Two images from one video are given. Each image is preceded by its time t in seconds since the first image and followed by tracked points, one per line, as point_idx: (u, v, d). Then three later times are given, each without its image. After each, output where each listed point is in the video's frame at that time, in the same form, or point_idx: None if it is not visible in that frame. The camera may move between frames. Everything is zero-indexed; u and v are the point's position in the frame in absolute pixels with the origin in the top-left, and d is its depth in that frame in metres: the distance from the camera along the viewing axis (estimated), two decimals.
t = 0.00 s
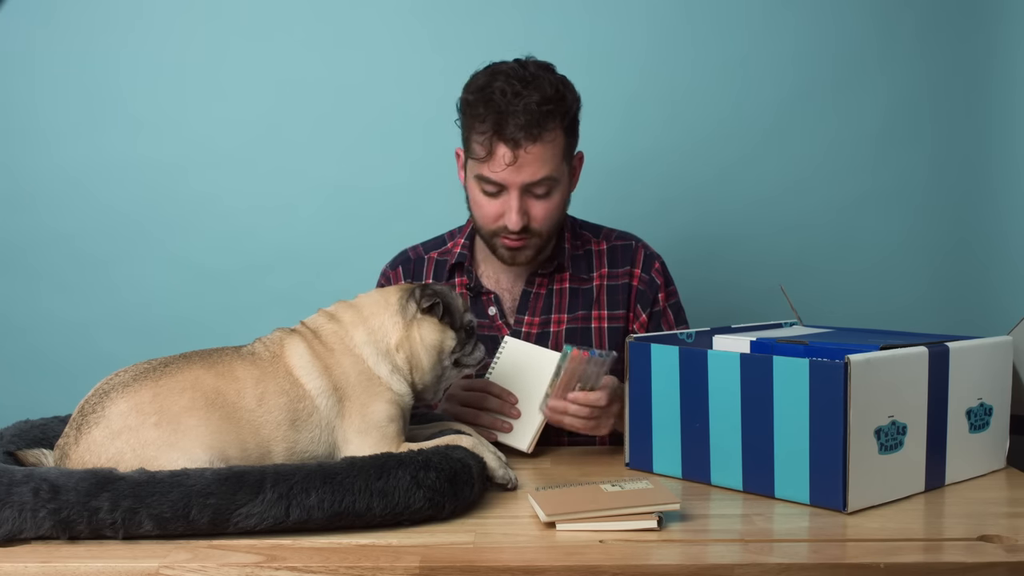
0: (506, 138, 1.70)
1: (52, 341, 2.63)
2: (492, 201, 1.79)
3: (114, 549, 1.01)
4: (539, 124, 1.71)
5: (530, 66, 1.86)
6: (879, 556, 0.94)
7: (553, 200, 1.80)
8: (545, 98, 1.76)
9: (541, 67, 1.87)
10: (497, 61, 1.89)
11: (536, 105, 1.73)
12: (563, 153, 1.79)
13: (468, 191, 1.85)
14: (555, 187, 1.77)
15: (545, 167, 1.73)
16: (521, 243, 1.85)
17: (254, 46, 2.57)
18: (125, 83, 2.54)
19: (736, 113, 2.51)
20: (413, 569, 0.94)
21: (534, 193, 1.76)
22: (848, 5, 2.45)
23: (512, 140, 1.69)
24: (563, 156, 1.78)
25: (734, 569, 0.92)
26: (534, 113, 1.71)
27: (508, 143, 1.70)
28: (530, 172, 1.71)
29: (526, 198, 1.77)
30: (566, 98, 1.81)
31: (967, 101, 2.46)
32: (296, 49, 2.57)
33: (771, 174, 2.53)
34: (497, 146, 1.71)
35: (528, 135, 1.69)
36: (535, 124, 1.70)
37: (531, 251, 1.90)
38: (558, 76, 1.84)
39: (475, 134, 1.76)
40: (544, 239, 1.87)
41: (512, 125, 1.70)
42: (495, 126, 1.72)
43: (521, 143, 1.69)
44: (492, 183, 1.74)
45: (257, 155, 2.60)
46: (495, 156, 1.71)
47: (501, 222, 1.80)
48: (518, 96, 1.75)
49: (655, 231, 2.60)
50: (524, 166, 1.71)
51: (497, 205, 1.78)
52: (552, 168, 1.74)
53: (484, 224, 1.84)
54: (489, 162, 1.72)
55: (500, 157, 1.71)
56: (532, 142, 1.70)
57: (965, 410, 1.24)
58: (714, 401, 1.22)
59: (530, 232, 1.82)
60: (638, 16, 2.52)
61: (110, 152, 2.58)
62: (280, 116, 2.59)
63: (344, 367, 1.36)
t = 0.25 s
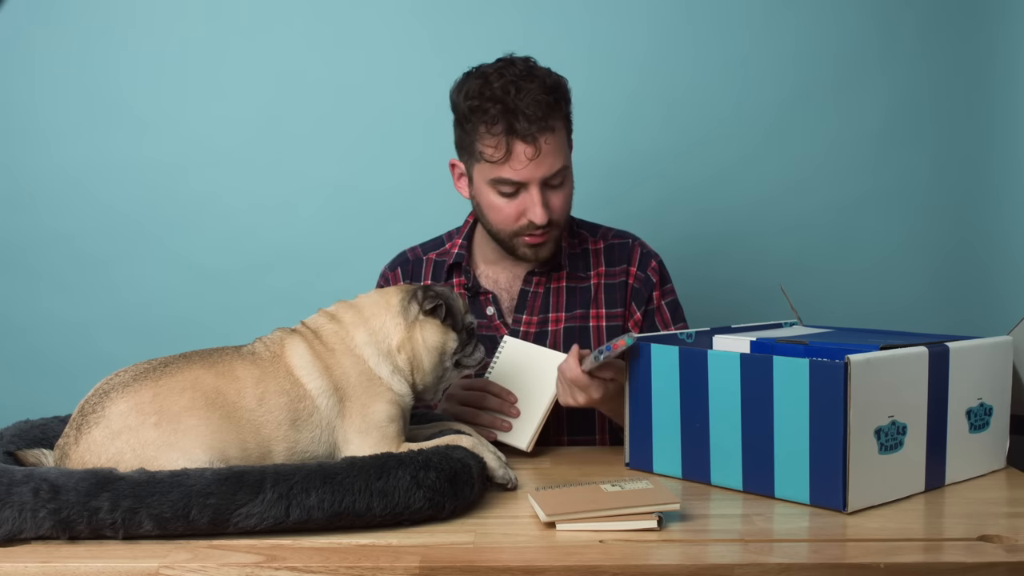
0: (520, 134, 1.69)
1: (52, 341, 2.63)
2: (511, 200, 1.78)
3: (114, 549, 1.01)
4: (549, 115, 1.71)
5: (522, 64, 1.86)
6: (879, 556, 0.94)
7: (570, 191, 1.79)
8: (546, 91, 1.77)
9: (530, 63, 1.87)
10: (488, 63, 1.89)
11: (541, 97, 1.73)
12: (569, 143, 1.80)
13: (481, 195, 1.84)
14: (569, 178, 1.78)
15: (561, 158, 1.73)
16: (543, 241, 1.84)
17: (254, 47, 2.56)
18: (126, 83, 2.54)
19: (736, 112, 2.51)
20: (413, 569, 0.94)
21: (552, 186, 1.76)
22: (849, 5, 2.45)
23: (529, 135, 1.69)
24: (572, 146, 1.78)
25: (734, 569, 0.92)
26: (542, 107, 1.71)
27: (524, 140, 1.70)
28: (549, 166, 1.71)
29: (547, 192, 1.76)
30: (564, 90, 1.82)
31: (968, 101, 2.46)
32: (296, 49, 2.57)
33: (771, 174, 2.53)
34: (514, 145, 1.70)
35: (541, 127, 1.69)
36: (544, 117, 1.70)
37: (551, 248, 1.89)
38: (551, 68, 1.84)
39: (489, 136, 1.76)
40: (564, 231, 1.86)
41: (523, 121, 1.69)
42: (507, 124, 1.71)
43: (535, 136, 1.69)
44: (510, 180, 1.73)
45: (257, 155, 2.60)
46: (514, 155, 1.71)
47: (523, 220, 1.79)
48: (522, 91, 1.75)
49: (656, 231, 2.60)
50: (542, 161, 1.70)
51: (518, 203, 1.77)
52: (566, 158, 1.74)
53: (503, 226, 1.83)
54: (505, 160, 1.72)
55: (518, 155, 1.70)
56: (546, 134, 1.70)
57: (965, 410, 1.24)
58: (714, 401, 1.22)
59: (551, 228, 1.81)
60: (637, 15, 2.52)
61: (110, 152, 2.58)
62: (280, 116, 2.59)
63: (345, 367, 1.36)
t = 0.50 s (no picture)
0: (525, 90, 1.78)
1: (52, 341, 2.63)
2: (509, 163, 1.81)
3: (114, 549, 1.01)
4: (554, 79, 1.80)
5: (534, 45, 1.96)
6: (879, 556, 0.94)
7: (569, 164, 1.82)
8: (557, 63, 1.87)
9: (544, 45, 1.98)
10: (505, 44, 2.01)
11: (548, 65, 1.83)
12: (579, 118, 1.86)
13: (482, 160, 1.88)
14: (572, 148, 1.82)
15: (563, 124, 1.78)
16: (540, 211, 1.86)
17: (254, 47, 2.56)
18: (126, 84, 2.55)
19: (735, 111, 2.51)
20: (413, 569, 0.94)
21: (552, 153, 1.79)
22: (849, 5, 2.45)
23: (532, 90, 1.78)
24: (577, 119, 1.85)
25: (734, 569, 0.92)
26: (551, 73, 1.81)
27: (527, 94, 1.78)
28: (548, 125, 1.76)
29: (545, 157, 1.79)
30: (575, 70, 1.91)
31: (969, 101, 2.46)
32: (296, 49, 2.57)
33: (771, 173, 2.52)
34: (517, 98, 1.79)
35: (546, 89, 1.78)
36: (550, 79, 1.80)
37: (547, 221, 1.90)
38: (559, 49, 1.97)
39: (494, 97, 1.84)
40: (561, 206, 1.87)
41: (528, 77, 1.79)
42: (513, 81, 1.80)
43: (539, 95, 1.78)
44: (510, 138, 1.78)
45: (257, 155, 2.60)
46: (515, 108, 1.78)
47: (519, 184, 1.81)
48: (531, 57, 1.85)
49: (656, 231, 2.60)
50: (540, 115, 1.77)
51: (515, 165, 1.80)
52: (568, 127, 1.80)
53: (501, 193, 1.85)
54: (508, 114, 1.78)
55: (519, 106, 1.78)
56: (549, 93, 1.79)
57: (965, 410, 1.24)
58: (714, 401, 1.22)
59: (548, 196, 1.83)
60: (638, 15, 2.52)
61: (110, 152, 2.58)
62: (280, 116, 2.59)
63: (345, 369, 1.35)
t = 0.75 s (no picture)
0: (514, 71, 1.86)
1: (52, 341, 2.63)
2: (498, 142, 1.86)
3: (114, 549, 1.01)
4: (543, 61, 1.87)
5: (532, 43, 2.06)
6: (879, 556, 0.94)
7: (558, 142, 1.85)
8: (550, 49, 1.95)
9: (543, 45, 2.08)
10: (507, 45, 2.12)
11: (538, 50, 1.91)
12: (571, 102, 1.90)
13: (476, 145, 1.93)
14: (561, 127, 1.85)
15: (550, 102, 1.84)
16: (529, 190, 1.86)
17: (255, 47, 2.56)
18: (127, 83, 2.55)
19: (735, 111, 2.51)
20: (413, 569, 0.93)
21: (540, 131, 1.84)
22: (850, 4, 2.45)
23: (521, 69, 1.86)
24: (569, 103, 1.90)
25: (734, 569, 0.92)
26: (541, 55, 1.90)
27: (515, 74, 1.86)
28: (534, 102, 1.83)
29: (533, 135, 1.84)
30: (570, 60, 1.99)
31: (970, 101, 2.46)
32: (297, 48, 2.57)
33: (771, 173, 2.53)
34: (505, 79, 1.87)
35: (534, 69, 1.86)
36: (538, 61, 1.87)
37: (538, 200, 1.88)
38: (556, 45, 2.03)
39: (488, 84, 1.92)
40: (551, 189, 1.87)
41: (518, 59, 1.87)
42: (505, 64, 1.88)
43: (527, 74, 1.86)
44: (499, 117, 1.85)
45: (258, 155, 2.60)
46: (504, 88, 1.86)
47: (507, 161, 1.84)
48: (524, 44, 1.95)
49: (656, 230, 2.60)
50: (527, 93, 1.84)
51: (504, 143, 1.85)
52: (556, 106, 1.85)
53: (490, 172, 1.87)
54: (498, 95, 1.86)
55: (508, 87, 1.86)
56: (537, 73, 1.86)
57: (965, 410, 1.24)
58: (714, 401, 1.22)
59: (536, 172, 1.84)
60: (638, 15, 2.52)
61: (110, 152, 2.58)
62: (280, 115, 2.59)
63: (345, 370, 1.36)
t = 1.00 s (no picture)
0: (510, 74, 1.86)
1: (53, 341, 2.63)
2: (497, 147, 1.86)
3: (114, 549, 1.01)
4: (538, 65, 1.87)
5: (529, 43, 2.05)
6: (879, 556, 0.94)
7: (557, 146, 1.85)
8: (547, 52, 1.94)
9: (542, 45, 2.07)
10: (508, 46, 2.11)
11: (534, 53, 1.90)
12: (570, 104, 1.90)
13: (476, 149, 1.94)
14: (558, 130, 1.85)
15: (547, 106, 1.84)
16: (528, 193, 1.86)
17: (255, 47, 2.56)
18: (126, 83, 2.55)
19: (735, 111, 2.51)
20: (413, 569, 0.93)
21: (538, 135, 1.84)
22: (850, 5, 2.45)
23: (516, 73, 1.85)
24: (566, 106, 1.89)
25: (734, 569, 0.92)
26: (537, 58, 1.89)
27: (511, 79, 1.86)
28: (530, 106, 1.83)
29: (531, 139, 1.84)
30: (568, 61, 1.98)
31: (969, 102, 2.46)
32: (297, 48, 2.57)
33: (771, 173, 2.53)
34: (502, 84, 1.87)
35: (529, 73, 1.85)
36: (534, 64, 1.86)
37: (538, 206, 1.88)
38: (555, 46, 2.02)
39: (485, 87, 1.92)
40: (551, 193, 1.87)
41: (513, 63, 1.86)
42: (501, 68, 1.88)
43: (523, 78, 1.85)
44: (496, 122, 1.85)
45: (258, 155, 2.60)
46: (500, 93, 1.86)
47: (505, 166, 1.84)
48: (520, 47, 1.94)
49: (655, 231, 2.60)
50: (523, 97, 1.84)
51: (502, 148, 1.85)
52: (553, 109, 1.85)
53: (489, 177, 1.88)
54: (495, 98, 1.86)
55: (504, 91, 1.85)
56: (532, 77, 1.85)
57: (964, 410, 1.24)
58: (714, 401, 1.22)
59: (534, 176, 1.84)
60: (638, 15, 2.52)
61: (110, 151, 2.57)
62: (281, 115, 2.59)
63: (343, 367, 1.35)
